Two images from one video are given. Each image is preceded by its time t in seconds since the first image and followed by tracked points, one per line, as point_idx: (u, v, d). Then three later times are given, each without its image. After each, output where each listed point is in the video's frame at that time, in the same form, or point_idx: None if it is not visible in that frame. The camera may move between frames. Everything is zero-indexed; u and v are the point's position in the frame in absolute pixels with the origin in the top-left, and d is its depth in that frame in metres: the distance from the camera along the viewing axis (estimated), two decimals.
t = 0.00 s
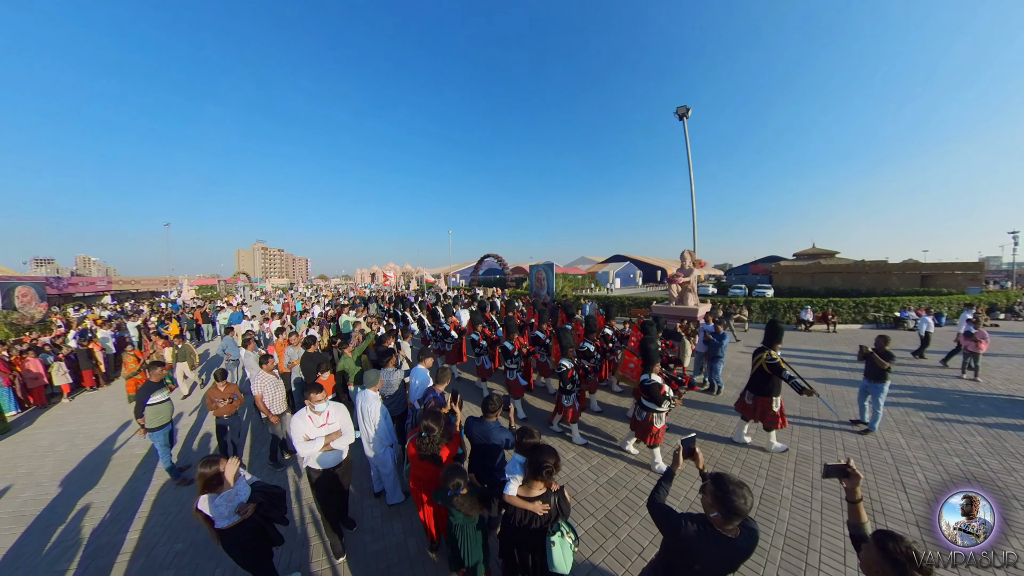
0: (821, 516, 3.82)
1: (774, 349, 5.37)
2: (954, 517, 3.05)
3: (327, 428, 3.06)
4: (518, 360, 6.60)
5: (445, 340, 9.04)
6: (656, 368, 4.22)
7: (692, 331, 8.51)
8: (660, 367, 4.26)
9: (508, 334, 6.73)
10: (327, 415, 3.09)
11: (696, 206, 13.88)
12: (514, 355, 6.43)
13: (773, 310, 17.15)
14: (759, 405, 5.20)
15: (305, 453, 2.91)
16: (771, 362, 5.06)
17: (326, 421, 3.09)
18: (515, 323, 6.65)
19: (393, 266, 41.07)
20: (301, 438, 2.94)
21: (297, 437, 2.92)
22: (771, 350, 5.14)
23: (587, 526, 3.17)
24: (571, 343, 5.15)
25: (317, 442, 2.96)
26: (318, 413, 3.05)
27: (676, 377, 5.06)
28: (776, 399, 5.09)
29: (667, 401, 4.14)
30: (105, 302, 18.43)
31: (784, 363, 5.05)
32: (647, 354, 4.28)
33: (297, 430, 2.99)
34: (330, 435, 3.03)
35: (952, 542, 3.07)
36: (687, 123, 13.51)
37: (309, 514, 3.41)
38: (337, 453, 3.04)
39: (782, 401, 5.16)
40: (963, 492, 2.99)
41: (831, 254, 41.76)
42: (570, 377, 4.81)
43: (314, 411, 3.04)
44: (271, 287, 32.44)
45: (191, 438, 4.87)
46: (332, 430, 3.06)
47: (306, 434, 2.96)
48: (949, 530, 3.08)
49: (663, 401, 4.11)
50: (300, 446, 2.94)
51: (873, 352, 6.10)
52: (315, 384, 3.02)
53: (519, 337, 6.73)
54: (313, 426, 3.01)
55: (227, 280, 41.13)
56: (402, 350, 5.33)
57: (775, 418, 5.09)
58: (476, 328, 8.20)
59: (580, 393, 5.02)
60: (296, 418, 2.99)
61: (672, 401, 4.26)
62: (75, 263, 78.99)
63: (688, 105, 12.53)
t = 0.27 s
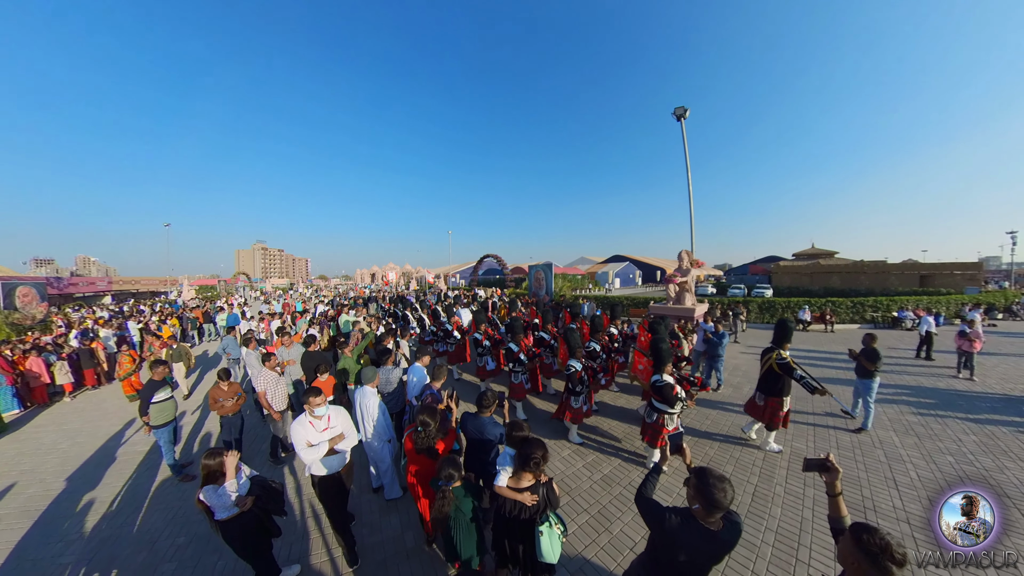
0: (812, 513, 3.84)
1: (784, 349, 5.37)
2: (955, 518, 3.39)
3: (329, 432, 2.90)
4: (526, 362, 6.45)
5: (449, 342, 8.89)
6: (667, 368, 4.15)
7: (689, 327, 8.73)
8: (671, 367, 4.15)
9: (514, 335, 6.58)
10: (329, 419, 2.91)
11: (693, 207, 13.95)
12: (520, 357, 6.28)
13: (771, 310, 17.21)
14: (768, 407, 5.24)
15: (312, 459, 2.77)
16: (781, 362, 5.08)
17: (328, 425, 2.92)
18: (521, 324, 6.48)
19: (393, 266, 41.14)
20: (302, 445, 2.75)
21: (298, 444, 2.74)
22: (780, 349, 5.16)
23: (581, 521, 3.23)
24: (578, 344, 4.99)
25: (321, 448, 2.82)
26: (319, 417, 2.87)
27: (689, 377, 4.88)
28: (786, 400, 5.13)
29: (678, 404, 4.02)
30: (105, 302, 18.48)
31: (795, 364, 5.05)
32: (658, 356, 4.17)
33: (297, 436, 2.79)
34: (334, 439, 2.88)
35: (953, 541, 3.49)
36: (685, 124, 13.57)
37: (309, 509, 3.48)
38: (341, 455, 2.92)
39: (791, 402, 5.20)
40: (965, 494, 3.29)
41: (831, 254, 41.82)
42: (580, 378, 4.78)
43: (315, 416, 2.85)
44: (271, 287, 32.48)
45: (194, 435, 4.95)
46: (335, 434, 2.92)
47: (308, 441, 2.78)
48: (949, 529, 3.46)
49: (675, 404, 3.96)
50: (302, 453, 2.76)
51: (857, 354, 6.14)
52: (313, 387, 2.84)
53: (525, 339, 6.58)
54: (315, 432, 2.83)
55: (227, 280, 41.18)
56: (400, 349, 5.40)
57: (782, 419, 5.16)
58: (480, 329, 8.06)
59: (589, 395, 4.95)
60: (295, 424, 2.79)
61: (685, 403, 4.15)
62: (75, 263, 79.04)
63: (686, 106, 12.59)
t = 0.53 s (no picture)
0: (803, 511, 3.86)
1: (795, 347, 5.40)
2: (954, 518, 3.42)
3: (325, 436, 2.85)
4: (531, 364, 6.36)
5: (451, 343, 8.81)
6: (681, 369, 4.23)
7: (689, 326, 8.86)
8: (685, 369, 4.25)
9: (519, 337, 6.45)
10: (324, 422, 2.84)
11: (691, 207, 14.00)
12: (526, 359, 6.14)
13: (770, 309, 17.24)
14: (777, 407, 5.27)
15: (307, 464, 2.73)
16: (793, 361, 5.09)
17: (324, 428, 2.84)
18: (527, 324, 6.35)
19: (393, 266, 41.21)
20: (298, 451, 2.70)
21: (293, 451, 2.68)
22: (791, 348, 5.20)
23: (573, 516, 3.25)
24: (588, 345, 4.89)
25: (318, 452, 2.76)
26: (314, 421, 2.80)
27: (701, 382, 4.64)
28: (794, 399, 5.18)
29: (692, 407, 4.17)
30: (106, 302, 18.56)
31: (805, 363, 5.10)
32: (671, 358, 4.25)
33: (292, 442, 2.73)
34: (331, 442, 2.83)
35: (955, 543, 3.56)
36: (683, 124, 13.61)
37: (304, 504, 3.52)
38: (340, 459, 2.89)
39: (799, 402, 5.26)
40: (966, 493, 3.33)
41: (830, 254, 41.80)
42: (591, 381, 4.60)
43: (309, 420, 2.78)
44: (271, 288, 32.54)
45: (194, 433, 5.02)
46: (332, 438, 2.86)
47: (304, 446, 2.73)
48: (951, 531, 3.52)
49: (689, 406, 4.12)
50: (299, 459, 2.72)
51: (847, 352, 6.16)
52: (306, 390, 2.72)
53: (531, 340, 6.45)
54: (310, 436, 2.77)
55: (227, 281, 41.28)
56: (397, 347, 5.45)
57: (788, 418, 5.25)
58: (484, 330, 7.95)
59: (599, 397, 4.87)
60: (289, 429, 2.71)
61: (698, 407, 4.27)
62: (75, 263, 79.15)
63: (683, 106, 12.64)
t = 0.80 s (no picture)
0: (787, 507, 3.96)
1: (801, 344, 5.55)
2: (954, 518, 3.59)
3: (328, 437, 2.88)
4: (539, 363, 6.29)
5: (455, 342, 8.75)
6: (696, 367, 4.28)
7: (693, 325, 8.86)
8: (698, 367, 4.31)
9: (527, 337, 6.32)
10: (326, 422, 2.87)
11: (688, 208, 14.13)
12: (533, 359, 5.99)
13: (767, 309, 17.30)
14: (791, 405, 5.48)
15: (311, 464, 2.72)
16: (800, 358, 5.26)
17: (326, 429, 2.86)
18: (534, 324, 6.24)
19: (393, 266, 41.33)
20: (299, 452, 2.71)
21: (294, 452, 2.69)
22: (796, 346, 5.36)
23: (563, 510, 3.33)
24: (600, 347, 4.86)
25: (320, 453, 2.75)
26: (316, 422, 2.82)
27: (714, 380, 4.62)
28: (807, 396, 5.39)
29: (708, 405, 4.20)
30: (107, 302, 18.69)
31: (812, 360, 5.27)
32: (683, 356, 4.37)
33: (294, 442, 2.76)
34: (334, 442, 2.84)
35: (952, 541, 3.56)
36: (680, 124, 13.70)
37: (301, 498, 3.60)
38: (343, 460, 2.84)
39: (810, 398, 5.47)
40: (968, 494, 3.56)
41: (829, 253, 41.92)
42: (600, 379, 4.62)
43: (311, 420, 2.81)
44: (272, 288, 32.69)
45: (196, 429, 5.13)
46: (334, 438, 2.89)
47: (306, 447, 2.74)
48: (949, 529, 3.60)
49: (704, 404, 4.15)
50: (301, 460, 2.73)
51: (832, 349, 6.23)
52: (311, 391, 2.74)
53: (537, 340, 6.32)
54: (313, 437, 2.79)
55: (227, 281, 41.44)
56: (395, 345, 5.57)
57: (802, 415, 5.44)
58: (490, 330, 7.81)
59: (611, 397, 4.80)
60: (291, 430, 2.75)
61: (710, 405, 4.32)
62: (76, 263, 79.28)
63: (680, 106, 12.73)
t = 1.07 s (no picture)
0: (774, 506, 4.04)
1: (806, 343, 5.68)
2: (956, 519, 3.73)
3: (336, 433, 2.93)
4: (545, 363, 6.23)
5: (459, 342, 8.68)
6: (703, 368, 4.22)
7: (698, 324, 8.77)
8: (706, 368, 4.26)
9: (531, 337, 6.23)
10: (335, 418, 2.92)
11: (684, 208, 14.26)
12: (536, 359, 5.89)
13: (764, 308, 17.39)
14: (795, 401, 5.55)
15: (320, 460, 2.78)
16: (804, 356, 5.37)
17: (334, 425, 2.92)
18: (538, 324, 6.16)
19: (393, 266, 41.45)
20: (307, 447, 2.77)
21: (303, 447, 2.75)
22: (800, 345, 5.49)
23: (553, 501, 3.45)
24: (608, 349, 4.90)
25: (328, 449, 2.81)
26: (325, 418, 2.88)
27: (721, 382, 4.63)
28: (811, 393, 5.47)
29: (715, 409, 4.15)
30: (109, 302, 18.82)
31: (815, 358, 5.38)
32: (693, 357, 4.29)
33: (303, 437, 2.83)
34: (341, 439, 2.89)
35: (952, 540, 3.59)
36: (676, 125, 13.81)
37: (302, 488, 3.74)
38: (349, 457, 2.90)
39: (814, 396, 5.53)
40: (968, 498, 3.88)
41: (828, 253, 41.96)
42: (605, 380, 4.65)
43: (320, 416, 2.87)
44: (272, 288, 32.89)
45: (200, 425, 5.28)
46: (342, 434, 2.95)
47: (314, 442, 2.80)
48: (949, 529, 3.68)
49: (711, 406, 4.10)
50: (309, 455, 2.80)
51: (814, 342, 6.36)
52: (321, 388, 2.76)
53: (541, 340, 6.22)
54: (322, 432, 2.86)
55: (227, 281, 41.51)
56: (393, 342, 5.71)
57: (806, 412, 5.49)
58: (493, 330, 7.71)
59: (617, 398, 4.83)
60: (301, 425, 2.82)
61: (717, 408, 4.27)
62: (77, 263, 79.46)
63: (676, 108, 12.85)
